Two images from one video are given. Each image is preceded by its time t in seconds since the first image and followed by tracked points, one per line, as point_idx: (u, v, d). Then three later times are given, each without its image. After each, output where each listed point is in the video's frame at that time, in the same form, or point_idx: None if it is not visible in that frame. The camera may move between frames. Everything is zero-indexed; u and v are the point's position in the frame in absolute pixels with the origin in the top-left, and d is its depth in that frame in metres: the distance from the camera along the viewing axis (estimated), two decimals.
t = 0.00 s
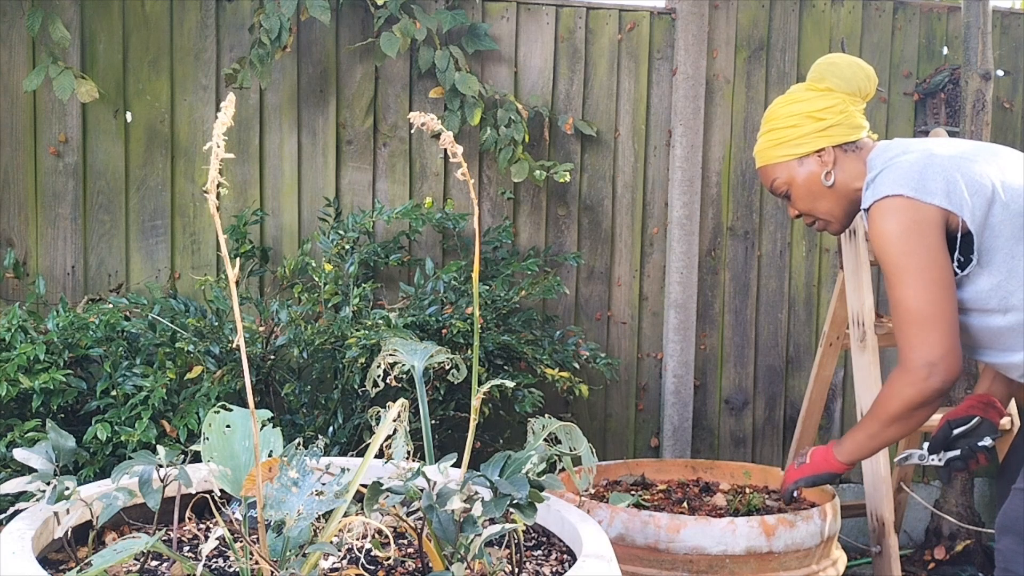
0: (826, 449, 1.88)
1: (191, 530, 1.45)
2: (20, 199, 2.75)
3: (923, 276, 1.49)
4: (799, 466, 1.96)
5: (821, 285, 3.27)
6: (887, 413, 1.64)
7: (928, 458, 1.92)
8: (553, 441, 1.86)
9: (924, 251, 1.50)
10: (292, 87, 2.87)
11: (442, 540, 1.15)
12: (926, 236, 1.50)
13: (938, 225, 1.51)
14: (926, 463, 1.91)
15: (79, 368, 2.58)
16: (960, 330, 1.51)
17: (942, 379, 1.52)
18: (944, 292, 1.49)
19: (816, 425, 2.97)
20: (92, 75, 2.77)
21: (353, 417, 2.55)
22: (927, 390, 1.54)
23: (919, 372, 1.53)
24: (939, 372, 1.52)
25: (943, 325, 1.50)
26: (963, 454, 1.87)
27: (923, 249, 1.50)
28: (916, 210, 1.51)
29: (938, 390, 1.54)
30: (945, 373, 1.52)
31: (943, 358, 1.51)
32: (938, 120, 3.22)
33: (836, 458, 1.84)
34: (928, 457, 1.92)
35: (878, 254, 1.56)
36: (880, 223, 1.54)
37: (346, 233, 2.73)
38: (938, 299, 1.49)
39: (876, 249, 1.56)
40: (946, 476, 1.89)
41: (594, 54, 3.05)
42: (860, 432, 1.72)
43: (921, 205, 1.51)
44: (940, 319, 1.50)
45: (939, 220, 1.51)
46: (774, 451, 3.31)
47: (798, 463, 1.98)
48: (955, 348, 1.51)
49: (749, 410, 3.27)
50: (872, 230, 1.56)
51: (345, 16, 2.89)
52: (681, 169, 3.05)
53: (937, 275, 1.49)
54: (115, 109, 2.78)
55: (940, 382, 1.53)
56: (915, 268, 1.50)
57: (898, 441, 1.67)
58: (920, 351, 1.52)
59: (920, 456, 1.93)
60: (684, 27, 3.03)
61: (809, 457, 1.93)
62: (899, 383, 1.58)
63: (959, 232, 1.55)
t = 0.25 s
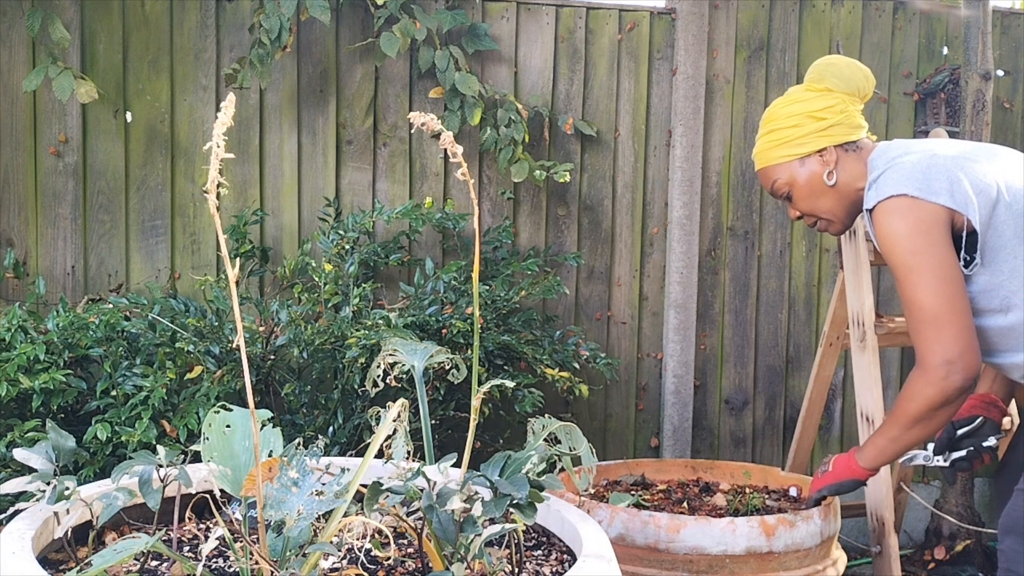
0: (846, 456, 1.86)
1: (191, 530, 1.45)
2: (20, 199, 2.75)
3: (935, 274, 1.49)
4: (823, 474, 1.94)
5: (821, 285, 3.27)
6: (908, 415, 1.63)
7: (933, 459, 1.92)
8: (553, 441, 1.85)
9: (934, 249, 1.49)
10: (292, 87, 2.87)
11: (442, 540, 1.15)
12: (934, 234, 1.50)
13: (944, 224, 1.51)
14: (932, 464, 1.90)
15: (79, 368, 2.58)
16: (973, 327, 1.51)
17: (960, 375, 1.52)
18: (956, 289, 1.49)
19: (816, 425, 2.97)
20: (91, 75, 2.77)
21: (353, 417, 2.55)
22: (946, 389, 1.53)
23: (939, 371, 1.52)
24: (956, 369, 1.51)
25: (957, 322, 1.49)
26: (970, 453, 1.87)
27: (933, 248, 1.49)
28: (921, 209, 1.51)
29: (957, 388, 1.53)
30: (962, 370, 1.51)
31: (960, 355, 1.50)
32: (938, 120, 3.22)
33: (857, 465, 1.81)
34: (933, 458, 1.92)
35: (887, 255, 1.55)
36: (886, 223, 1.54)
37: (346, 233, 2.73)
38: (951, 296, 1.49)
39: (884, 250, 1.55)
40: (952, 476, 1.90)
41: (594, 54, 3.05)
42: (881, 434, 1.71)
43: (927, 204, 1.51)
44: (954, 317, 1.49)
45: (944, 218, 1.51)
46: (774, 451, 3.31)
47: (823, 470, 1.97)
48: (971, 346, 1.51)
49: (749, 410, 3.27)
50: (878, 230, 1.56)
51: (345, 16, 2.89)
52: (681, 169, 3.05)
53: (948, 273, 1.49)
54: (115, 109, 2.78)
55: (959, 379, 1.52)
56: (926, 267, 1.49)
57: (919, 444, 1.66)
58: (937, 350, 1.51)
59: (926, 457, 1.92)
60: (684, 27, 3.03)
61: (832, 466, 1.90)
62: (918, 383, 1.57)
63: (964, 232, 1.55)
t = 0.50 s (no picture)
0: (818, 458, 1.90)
1: (192, 530, 1.45)
2: (20, 199, 2.75)
3: (933, 279, 1.49)
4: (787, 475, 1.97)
5: (821, 285, 3.27)
6: (890, 418, 1.64)
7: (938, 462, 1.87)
8: (553, 441, 1.85)
9: (936, 253, 1.49)
10: (292, 87, 2.87)
11: (442, 540, 1.15)
12: (937, 237, 1.50)
13: (947, 227, 1.51)
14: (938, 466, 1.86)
15: (79, 368, 2.58)
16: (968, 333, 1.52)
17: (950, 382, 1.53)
18: (953, 295, 1.49)
19: (816, 425, 2.97)
20: (91, 74, 2.77)
21: (353, 417, 2.55)
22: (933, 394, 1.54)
23: (929, 375, 1.53)
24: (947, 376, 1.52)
25: (951, 327, 1.50)
26: (976, 454, 1.83)
27: (935, 252, 1.49)
28: (926, 210, 1.51)
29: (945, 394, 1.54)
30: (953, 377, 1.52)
31: (951, 362, 1.51)
32: (938, 120, 3.22)
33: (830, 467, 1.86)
34: (938, 461, 1.87)
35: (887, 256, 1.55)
36: (890, 223, 1.53)
37: (346, 233, 2.73)
38: (946, 302, 1.49)
39: (885, 250, 1.55)
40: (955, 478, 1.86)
41: (594, 54, 3.05)
42: (859, 439, 1.72)
43: (931, 207, 1.51)
44: (950, 323, 1.50)
45: (949, 222, 1.51)
46: (774, 451, 3.31)
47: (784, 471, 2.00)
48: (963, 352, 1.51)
49: (749, 410, 3.26)
50: (881, 230, 1.56)
51: (345, 16, 2.89)
52: (681, 169, 3.05)
53: (947, 278, 1.49)
54: (115, 109, 2.78)
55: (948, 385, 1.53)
56: (926, 270, 1.49)
57: (896, 449, 1.68)
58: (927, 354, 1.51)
59: (930, 458, 1.88)
60: (684, 27, 3.04)
61: (799, 467, 1.94)
62: (907, 387, 1.58)
63: (968, 234, 1.55)
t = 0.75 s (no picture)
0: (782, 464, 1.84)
1: (192, 529, 1.45)
2: (21, 199, 2.75)
3: (921, 285, 1.51)
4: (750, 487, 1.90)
5: (821, 285, 3.27)
6: (859, 421, 1.66)
7: (937, 462, 1.87)
8: (553, 441, 1.85)
9: (929, 259, 1.51)
10: (292, 87, 2.87)
11: (442, 540, 1.15)
12: (934, 244, 1.51)
13: (946, 232, 1.52)
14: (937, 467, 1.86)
15: (79, 368, 2.58)
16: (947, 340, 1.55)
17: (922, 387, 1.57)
18: (939, 303, 1.52)
19: (816, 425, 2.97)
20: (91, 74, 2.77)
21: (353, 417, 2.55)
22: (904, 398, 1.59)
23: (902, 379, 1.57)
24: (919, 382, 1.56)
25: (931, 334, 1.53)
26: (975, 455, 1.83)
27: (929, 258, 1.51)
28: (927, 214, 1.52)
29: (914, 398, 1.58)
30: (924, 382, 1.56)
31: (925, 369, 1.55)
32: (938, 120, 3.22)
33: (796, 475, 1.80)
34: (937, 462, 1.88)
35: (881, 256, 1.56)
36: (889, 225, 1.54)
37: (346, 233, 2.73)
38: (929, 309, 1.52)
39: (881, 250, 1.56)
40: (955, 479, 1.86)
41: (594, 54, 3.05)
42: (827, 443, 1.72)
43: (933, 211, 1.52)
44: (930, 330, 1.53)
45: (949, 227, 1.52)
46: (774, 451, 3.31)
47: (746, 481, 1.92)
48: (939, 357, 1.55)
49: (749, 410, 3.27)
50: (880, 231, 1.56)
51: (345, 16, 2.89)
52: (681, 169, 3.06)
53: (936, 285, 1.51)
54: (115, 109, 2.78)
55: (918, 390, 1.57)
56: (918, 276, 1.51)
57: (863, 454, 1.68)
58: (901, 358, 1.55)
59: (928, 459, 1.88)
60: (684, 27, 3.04)
61: (762, 477, 1.87)
62: (879, 388, 1.61)
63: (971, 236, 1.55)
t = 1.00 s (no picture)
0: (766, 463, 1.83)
1: (192, 529, 1.45)
2: (20, 199, 2.75)
3: (913, 287, 1.52)
4: (735, 484, 1.89)
5: (821, 285, 3.27)
6: (847, 420, 1.67)
7: (936, 463, 1.88)
8: (553, 441, 1.85)
9: (923, 261, 1.51)
10: (292, 87, 2.87)
11: (442, 540, 1.15)
12: (930, 245, 1.51)
13: (944, 233, 1.52)
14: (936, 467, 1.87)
15: (79, 368, 2.58)
16: (936, 345, 1.56)
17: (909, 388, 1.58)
18: (931, 304, 1.52)
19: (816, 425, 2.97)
20: (92, 75, 2.77)
21: (353, 417, 2.55)
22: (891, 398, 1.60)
23: (890, 380, 1.57)
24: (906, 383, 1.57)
25: (920, 336, 1.54)
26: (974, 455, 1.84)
27: (923, 260, 1.51)
28: (925, 216, 1.51)
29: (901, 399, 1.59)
30: (912, 383, 1.57)
31: (914, 370, 1.56)
32: (938, 120, 3.22)
33: (781, 474, 1.79)
34: (936, 462, 1.88)
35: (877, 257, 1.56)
36: (886, 226, 1.54)
37: (346, 233, 2.73)
38: (919, 312, 1.52)
39: (877, 251, 1.56)
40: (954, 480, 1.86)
41: (594, 54, 3.05)
42: (812, 445, 1.72)
43: (931, 213, 1.51)
44: (920, 331, 1.54)
45: (946, 229, 1.52)
46: (774, 451, 3.31)
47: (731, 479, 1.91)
48: (927, 361, 1.56)
49: (749, 410, 3.27)
50: (877, 232, 1.56)
51: (345, 16, 2.89)
52: (681, 168, 3.06)
53: (928, 287, 1.52)
54: (115, 109, 2.78)
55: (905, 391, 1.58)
56: (911, 278, 1.52)
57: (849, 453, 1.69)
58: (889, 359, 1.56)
59: (927, 460, 1.89)
60: (684, 27, 3.04)
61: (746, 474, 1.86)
62: (866, 388, 1.62)
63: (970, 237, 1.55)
